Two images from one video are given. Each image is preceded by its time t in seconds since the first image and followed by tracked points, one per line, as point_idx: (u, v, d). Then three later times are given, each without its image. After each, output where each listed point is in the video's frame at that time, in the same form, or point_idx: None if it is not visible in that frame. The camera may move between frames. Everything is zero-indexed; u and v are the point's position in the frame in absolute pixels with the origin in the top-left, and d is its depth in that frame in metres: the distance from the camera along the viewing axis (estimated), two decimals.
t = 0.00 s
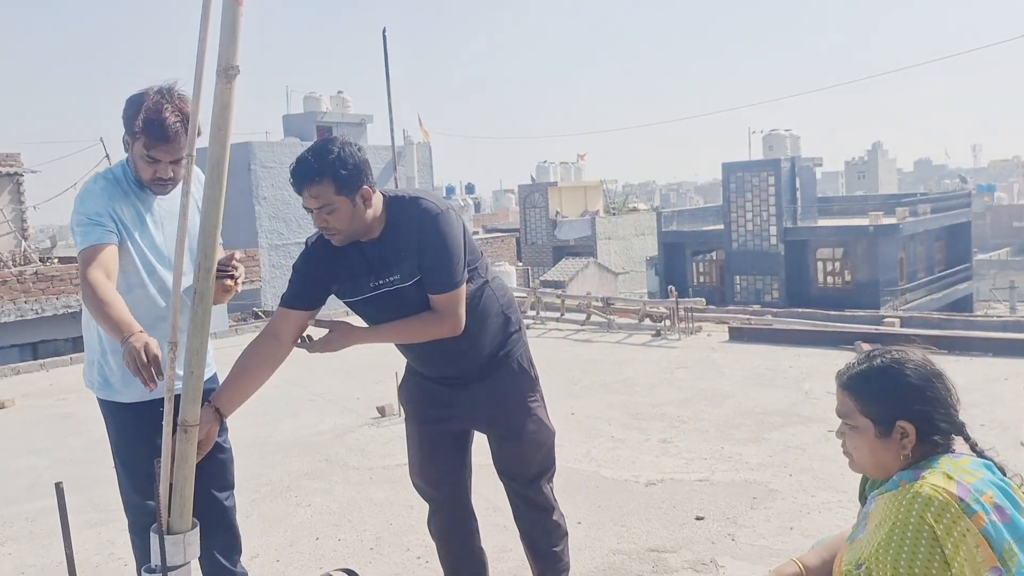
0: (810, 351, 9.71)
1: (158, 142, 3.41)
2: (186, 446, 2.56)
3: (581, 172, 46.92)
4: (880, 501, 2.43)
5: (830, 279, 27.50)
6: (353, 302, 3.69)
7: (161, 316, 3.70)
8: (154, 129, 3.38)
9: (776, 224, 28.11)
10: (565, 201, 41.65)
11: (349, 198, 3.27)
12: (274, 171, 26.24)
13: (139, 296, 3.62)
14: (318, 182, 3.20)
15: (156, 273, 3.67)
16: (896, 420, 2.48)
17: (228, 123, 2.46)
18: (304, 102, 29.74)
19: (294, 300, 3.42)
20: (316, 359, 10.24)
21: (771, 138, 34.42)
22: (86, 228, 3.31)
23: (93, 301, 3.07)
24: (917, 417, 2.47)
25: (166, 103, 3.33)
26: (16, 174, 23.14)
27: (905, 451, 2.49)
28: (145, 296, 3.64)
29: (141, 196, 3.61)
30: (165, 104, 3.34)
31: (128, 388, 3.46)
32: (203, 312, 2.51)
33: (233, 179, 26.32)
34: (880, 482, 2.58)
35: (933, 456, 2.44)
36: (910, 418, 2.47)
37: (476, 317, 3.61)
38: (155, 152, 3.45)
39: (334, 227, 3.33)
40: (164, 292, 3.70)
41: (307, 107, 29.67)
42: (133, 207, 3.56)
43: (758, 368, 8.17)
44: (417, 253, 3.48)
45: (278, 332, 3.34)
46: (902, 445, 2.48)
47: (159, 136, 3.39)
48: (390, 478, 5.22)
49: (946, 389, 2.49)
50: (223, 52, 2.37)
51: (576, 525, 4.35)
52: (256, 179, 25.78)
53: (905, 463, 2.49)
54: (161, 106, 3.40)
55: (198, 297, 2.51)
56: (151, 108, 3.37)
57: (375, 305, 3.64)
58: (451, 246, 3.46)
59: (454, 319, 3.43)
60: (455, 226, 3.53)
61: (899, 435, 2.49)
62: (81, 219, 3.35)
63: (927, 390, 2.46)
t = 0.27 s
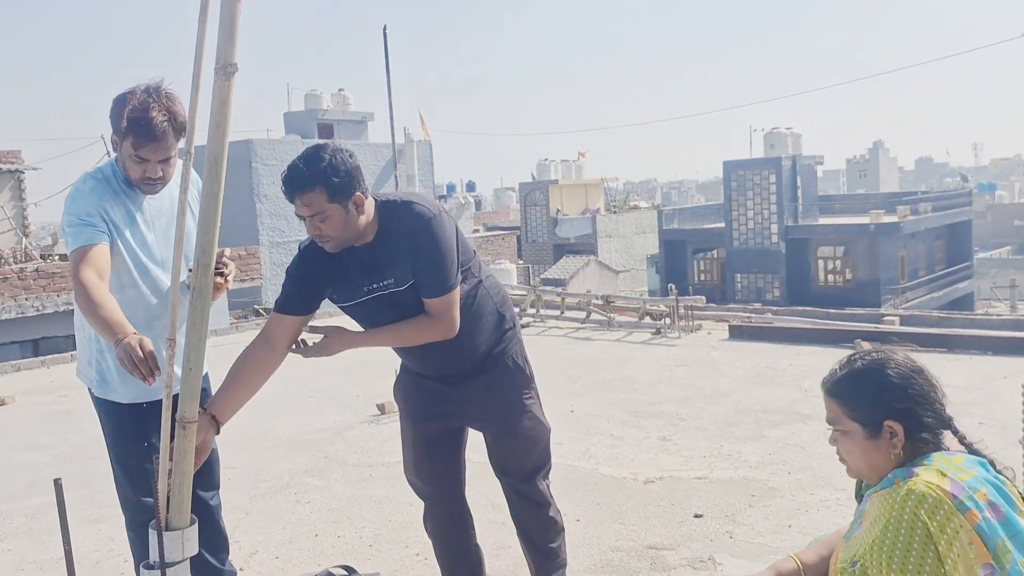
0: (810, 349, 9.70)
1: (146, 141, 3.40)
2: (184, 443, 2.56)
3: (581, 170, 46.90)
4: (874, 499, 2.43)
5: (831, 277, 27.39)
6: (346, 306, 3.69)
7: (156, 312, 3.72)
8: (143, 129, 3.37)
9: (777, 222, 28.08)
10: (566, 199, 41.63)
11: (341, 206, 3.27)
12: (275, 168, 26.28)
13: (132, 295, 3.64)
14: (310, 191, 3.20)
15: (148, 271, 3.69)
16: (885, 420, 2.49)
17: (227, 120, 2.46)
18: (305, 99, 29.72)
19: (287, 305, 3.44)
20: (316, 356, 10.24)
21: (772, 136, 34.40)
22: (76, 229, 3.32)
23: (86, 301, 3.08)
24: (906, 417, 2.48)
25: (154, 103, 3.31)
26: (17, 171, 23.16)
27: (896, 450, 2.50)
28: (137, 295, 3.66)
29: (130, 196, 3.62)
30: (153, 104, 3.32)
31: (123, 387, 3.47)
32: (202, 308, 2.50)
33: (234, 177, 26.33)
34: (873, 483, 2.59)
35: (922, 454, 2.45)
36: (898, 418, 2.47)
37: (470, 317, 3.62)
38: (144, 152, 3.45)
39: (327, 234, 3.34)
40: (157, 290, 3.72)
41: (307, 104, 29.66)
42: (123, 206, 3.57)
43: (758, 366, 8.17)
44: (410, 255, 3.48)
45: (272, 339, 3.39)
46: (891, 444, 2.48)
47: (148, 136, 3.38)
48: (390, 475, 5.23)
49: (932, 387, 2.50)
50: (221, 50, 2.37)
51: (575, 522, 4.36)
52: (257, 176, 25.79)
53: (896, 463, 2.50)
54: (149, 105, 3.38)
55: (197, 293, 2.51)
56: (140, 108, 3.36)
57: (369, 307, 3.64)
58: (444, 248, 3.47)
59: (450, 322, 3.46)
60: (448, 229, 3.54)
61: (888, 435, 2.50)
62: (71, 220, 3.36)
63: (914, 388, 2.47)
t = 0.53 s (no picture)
0: (810, 346, 9.70)
1: (145, 140, 3.40)
2: (184, 436, 2.56)
3: (581, 168, 46.89)
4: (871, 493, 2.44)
5: (831, 275, 27.48)
6: (344, 306, 3.70)
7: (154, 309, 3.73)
8: (141, 128, 3.37)
9: (776, 220, 28.08)
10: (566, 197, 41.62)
11: (337, 209, 3.26)
12: (275, 166, 26.27)
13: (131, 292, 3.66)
14: (305, 194, 3.19)
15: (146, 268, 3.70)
16: (878, 415, 2.50)
17: (227, 115, 2.47)
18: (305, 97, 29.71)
19: (284, 308, 3.44)
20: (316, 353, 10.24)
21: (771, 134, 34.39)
22: (76, 226, 3.33)
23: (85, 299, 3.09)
24: (898, 412, 2.49)
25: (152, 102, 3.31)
26: (17, 168, 23.16)
27: (891, 445, 2.51)
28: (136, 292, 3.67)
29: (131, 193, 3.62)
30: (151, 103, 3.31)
31: (122, 383, 3.48)
32: (202, 302, 2.51)
33: (234, 174, 26.34)
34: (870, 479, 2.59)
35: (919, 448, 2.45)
36: (890, 413, 2.48)
37: (466, 313, 3.63)
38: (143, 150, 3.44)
39: (323, 237, 3.33)
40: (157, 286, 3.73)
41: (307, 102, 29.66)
42: (123, 203, 3.58)
43: (757, 363, 8.17)
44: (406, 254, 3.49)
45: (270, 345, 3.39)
46: (885, 439, 2.49)
47: (146, 135, 3.38)
48: (390, 471, 5.23)
49: (922, 380, 2.51)
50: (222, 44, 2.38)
51: (574, 517, 4.37)
52: (256, 173, 25.79)
53: (892, 458, 2.51)
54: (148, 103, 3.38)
55: (197, 288, 2.51)
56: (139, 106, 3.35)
57: (366, 307, 3.65)
58: (439, 247, 3.47)
59: (447, 322, 3.47)
60: (444, 229, 3.55)
61: (882, 431, 2.51)
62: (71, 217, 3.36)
63: (904, 383, 2.48)
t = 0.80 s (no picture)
0: (808, 344, 9.72)
1: (147, 140, 3.40)
2: (185, 431, 2.57)
3: (580, 166, 46.92)
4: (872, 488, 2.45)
5: (830, 274, 27.52)
6: (345, 306, 3.71)
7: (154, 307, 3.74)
8: (144, 128, 3.37)
9: (776, 218, 28.09)
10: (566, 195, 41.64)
11: (338, 213, 3.26)
12: (274, 163, 26.27)
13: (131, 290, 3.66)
14: (306, 200, 3.19)
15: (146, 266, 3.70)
16: (874, 412, 2.50)
17: (228, 110, 2.48)
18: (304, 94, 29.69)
19: (282, 309, 3.52)
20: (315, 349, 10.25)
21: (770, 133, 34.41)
22: (78, 225, 3.33)
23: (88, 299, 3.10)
24: (892, 408, 2.49)
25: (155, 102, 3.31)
26: (16, 165, 23.15)
27: (889, 441, 2.51)
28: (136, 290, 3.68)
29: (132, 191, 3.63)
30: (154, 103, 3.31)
31: (123, 380, 3.48)
32: (204, 296, 2.51)
33: (233, 172, 26.34)
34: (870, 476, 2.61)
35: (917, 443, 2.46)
36: (884, 408, 2.49)
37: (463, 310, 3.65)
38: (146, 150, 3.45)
39: (325, 240, 3.34)
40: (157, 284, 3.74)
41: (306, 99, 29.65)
42: (124, 202, 3.58)
43: (756, 360, 8.19)
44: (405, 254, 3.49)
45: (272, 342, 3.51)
46: (882, 434, 2.50)
47: (149, 136, 3.38)
48: (390, 467, 5.25)
49: (911, 376, 2.52)
50: (222, 38, 2.38)
51: (573, 513, 4.38)
52: (256, 171, 25.80)
53: (891, 454, 2.52)
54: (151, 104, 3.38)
55: (199, 281, 2.51)
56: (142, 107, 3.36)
57: (367, 307, 3.66)
58: (438, 247, 3.48)
59: (449, 321, 3.48)
60: (444, 230, 3.55)
61: (879, 426, 2.51)
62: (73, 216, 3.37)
63: (896, 379, 2.49)
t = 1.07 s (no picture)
0: (809, 341, 9.71)
1: (153, 140, 3.39)
2: (189, 425, 2.58)
3: (581, 163, 46.91)
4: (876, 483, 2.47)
5: (830, 271, 27.45)
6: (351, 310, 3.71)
7: (156, 305, 3.74)
8: (150, 127, 3.36)
9: (776, 216, 28.09)
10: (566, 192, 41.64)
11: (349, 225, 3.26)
12: (275, 159, 26.27)
13: (134, 287, 3.67)
14: (317, 214, 3.18)
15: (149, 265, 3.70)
16: (880, 406, 2.51)
17: (233, 105, 2.48)
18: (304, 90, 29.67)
19: (290, 312, 3.54)
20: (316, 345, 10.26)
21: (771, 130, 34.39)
22: (83, 223, 3.33)
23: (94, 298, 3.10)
24: (899, 403, 2.50)
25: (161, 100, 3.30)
26: (17, 161, 23.15)
27: (894, 435, 2.52)
28: (139, 287, 3.69)
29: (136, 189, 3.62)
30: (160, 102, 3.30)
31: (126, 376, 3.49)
32: (208, 291, 2.52)
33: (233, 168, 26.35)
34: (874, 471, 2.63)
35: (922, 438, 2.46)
36: (890, 403, 2.50)
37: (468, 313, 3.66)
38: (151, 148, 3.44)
39: (336, 251, 3.34)
40: (159, 282, 3.74)
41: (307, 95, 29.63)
42: (128, 199, 3.58)
43: (757, 358, 8.19)
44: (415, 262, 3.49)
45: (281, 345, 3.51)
46: (888, 428, 2.51)
47: (155, 135, 3.38)
48: (391, 463, 5.25)
49: (918, 370, 2.52)
50: (228, 34, 2.39)
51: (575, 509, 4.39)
52: (256, 167, 25.81)
53: (897, 450, 2.53)
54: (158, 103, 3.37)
55: (204, 276, 2.52)
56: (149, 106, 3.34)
57: (376, 311, 3.66)
58: (449, 258, 3.47)
59: (462, 328, 3.52)
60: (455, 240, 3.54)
61: (884, 420, 2.52)
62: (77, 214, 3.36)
63: (901, 373, 2.50)
